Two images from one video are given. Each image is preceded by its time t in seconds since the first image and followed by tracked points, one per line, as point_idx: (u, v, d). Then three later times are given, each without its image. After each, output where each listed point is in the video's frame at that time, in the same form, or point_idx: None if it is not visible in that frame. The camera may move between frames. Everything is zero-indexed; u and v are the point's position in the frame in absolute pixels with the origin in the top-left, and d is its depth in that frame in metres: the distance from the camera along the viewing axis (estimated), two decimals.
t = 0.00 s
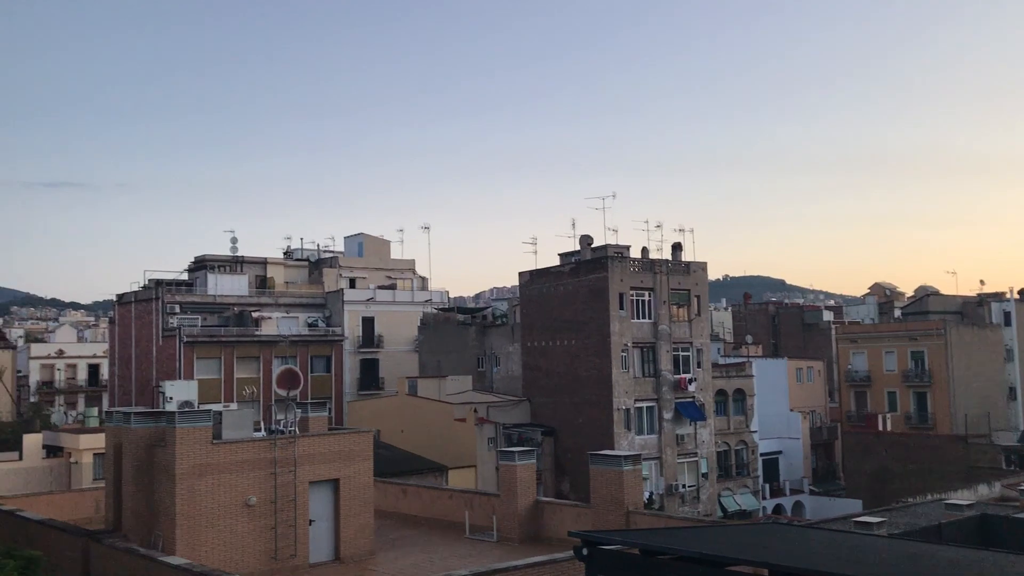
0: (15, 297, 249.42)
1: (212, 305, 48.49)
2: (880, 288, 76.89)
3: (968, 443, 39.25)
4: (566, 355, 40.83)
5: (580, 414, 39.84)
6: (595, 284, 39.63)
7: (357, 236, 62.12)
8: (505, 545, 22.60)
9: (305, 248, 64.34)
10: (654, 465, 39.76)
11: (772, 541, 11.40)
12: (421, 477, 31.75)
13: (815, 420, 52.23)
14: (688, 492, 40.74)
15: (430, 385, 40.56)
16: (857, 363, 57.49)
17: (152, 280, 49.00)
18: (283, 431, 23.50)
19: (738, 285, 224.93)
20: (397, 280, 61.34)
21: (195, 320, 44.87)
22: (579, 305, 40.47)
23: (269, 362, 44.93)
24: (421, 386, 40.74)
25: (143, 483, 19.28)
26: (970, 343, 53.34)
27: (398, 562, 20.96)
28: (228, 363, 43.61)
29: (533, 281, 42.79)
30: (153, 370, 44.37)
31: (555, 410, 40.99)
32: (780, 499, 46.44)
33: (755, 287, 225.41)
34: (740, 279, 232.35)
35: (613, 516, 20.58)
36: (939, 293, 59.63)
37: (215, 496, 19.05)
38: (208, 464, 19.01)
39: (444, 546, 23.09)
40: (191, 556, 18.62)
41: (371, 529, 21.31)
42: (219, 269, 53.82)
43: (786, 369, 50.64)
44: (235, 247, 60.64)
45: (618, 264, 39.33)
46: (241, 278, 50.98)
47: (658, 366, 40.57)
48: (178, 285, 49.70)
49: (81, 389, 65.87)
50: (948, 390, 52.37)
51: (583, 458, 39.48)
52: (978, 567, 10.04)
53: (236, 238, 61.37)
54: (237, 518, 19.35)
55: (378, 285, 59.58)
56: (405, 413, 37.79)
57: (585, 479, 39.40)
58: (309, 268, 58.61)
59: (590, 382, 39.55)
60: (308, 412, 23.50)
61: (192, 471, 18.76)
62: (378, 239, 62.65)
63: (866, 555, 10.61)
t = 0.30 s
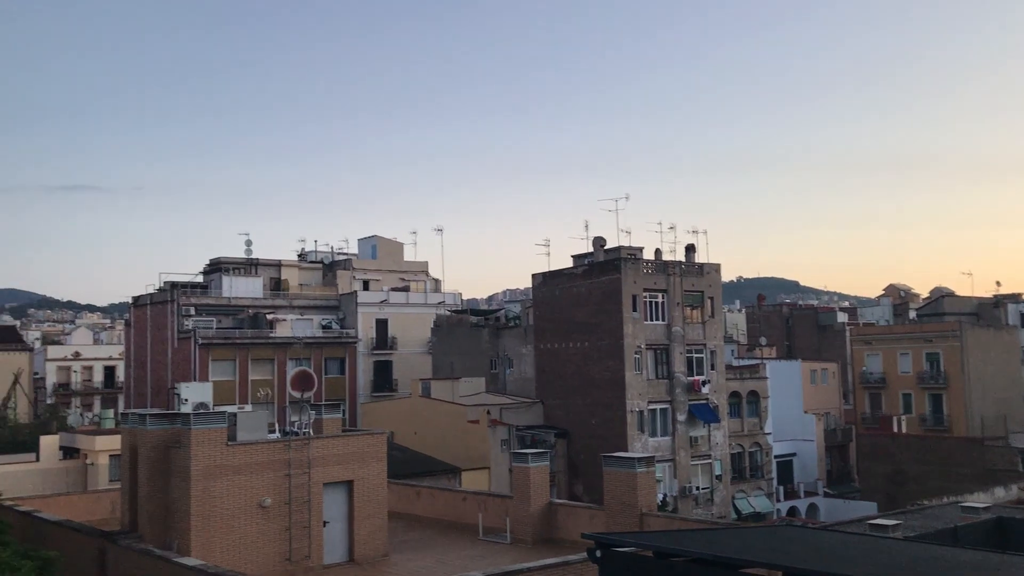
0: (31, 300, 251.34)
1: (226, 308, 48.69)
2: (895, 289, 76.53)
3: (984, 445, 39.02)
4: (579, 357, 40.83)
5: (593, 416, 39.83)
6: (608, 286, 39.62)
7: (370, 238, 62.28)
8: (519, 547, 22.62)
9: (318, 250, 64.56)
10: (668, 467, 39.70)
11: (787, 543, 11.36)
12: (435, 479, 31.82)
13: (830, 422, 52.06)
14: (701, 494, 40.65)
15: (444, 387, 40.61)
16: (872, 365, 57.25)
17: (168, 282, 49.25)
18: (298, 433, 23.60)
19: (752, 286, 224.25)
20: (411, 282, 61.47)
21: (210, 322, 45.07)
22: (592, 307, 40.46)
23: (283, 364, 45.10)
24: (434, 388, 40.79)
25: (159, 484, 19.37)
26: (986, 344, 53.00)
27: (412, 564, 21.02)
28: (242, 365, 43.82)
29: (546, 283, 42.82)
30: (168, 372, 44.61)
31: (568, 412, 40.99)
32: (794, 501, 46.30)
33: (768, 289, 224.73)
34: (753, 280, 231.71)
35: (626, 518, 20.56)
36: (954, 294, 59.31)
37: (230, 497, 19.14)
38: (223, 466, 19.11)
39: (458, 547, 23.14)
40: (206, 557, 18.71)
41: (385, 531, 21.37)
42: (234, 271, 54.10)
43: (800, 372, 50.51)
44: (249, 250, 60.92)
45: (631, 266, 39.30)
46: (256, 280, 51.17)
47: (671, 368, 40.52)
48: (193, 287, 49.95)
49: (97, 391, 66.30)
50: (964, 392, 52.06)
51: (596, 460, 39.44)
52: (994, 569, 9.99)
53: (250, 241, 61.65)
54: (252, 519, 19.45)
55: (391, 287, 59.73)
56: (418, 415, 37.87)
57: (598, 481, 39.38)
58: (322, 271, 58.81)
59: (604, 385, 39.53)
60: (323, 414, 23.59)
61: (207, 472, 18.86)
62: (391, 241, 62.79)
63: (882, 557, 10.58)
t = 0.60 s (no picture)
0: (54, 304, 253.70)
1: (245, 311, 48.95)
2: (915, 291, 75.96)
3: (1006, 449, 38.60)
4: (597, 359, 40.77)
5: (610, 418, 39.75)
6: (626, 288, 39.53)
7: (388, 241, 62.47)
8: (536, 549, 22.59)
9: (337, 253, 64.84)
10: (686, 470, 39.55)
11: (806, 546, 11.25)
12: (452, 481, 31.86)
13: (849, 425, 51.77)
14: (720, 497, 40.46)
15: (461, 389, 40.65)
16: (892, 367, 56.86)
17: (187, 286, 49.56)
18: (315, 434, 23.68)
19: (772, 289, 223.21)
20: (428, 284, 61.61)
21: (229, 324, 45.31)
22: (610, 309, 40.40)
23: (301, 366, 45.28)
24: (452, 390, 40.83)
25: (178, 486, 19.47)
26: (1008, 347, 52.44)
27: (430, 566, 21.04)
28: (261, 368, 44.08)
29: (563, 286, 42.81)
30: (188, 374, 44.90)
31: (586, 414, 40.91)
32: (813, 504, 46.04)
33: (787, 291, 223.63)
34: (772, 282, 230.72)
35: (645, 520, 20.47)
36: (976, 296, 58.81)
37: (249, 499, 19.22)
38: (241, 468, 19.18)
39: (475, 550, 23.13)
40: (225, 558, 18.79)
41: (402, 533, 21.43)
42: (253, 274, 54.40)
43: (819, 374, 50.25)
44: (268, 253, 61.28)
45: (649, 268, 39.21)
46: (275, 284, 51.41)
47: (690, 370, 40.37)
48: (213, 290, 50.24)
49: (118, 393, 66.84)
50: (985, 394, 51.57)
51: (614, 463, 39.34)
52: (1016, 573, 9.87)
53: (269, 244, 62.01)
54: (271, 521, 19.52)
55: (409, 290, 59.90)
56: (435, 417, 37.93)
57: (616, 483, 39.28)
58: (341, 273, 59.04)
59: (621, 387, 39.44)
60: (340, 416, 23.69)
61: (226, 474, 18.95)
62: (409, 244, 62.95)
63: (902, 562, 10.47)
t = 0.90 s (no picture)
0: (70, 305, 255.47)
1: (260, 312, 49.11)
2: (932, 293, 75.51)
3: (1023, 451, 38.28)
4: (611, 361, 40.68)
5: (624, 420, 39.67)
6: (640, 289, 39.43)
7: (401, 242, 62.55)
8: (551, 551, 22.54)
9: (351, 255, 64.98)
10: (700, 472, 39.43)
11: (825, 549, 11.15)
12: (466, 483, 31.85)
13: (865, 427, 51.50)
14: (735, 500, 40.30)
15: (475, 391, 40.65)
16: (908, 369, 56.51)
17: (202, 287, 49.78)
18: (330, 435, 23.74)
19: (786, 290, 222.30)
20: (442, 286, 61.66)
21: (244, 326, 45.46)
22: (624, 311, 40.30)
23: (315, 367, 45.39)
24: (465, 391, 40.84)
25: (193, 487, 19.54)
26: None
27: (444, 567, 21.04)
28: (276, 369, 44.21)
29: (577, 287, 42.76)
30: (203, 375, 45.08)
31: (600, 416, 40.83)
32: (828, 507, 45.80)
33: (802, 293, 222.68)
34: (787, 282, 229.91)
35: (659, 523, 20.40)
36: (994, 298, 58.37)
37: (264, 500, 19.26)
38: (256, 469, 19.21)
39: (489, 551, 23.11)
40: (240, 559, 18.85)
41: (417, 534, 21.42)
42: (267, 276, 54.57)
43: (835, 376, 49.98)
44: (282, 254, 61.47)
45: (663, 270, 39.10)
46: (289, 285, 51.54)
47: (704, 372, 40.23)
48: (227, 292, 50.43)
49: (133, 394, 67.17)
50: (1003, 397, 51.18)
51: (628, 465, 39.25)
52: None
53: (283, 246, 62.20)
54: (285, 522, 19.56)
55: (423, 291, 59.96)
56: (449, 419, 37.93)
57: (629, 485, 39.19)
58: (355, 275, 59.16)
59: (635, 389, 39.36)
60: (355, 417, 23.74)
61: (241, 475, 18.99)
62: (422, 246, 63.01)
63: (923, 565, 10.37)
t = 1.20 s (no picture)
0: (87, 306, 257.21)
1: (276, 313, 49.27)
2: (950, 295, 74.97)
3: None
4: (627, 363, 40.55)
5: (639, 422, 39.56)
6: (656, 291, 39.29)
7: (417, 244, 62.63)
8: (566, 554, 22.47)
9: (366, 257, 65.10)
10: (716, 475, 39.27)
11: (843, 553, 11.02)
12: (481, 485, 31.83)
13: (883, 430, 51.15)
14: (751, 503, 40.08)
15: (489, 393, 40.62)
16: (926, 372, 56.06)
17: (218, 289, 49.98)
18: (345, 437, 23.76)
19: (803, 293, 221.24)
20: (457, 287, 61.68)
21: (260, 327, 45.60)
22: (640, 312, 40.17)
23: (331, 369, 45.50)
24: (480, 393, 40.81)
25: (208, 489, 19.58)
26: None
27: (459, 569, 20.99)
28: (291, 371, 44.33)
29: (592, 289, 42.65)
30: (219, 377, 45.26)
31: (615, 419, 40.70)
32: (845, 511, 45.51)
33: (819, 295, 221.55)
34: (804, 285, 228.75)
35: (675, 525, 20.30)
36: (1013, 300, 57.85)
37: (279, 501, 19.28)
38: (271, 471, 19.22)
39: (504, 554, 23.05)
40: (255, 560, 18.88)
41: (432, 536, 21.39)
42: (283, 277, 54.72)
43: (852, 378, 49.66)
44: (298, 256, 61.66)
45: (679, 272, 38.95)
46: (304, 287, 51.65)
47: (720, 374, 40.04)
48: (243, 293, 50.61)
49: (149, 396, 67.53)
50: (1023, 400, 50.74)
51: (643, 467, 39.10)
52: None
53: (299, 248, 62.39)
54: (300, 523, 19.57)
55: (438, 293, 60.01)
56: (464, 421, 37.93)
57: (645, 488, 39.04)
58: (370, 277, 59.27)
59: (650, 391, 39.24)
60: (369, 419, 23.76)
61: (256, 476, 19.02)
62: (437, 247, 63.07)
63: (944, 570, 10.24)
